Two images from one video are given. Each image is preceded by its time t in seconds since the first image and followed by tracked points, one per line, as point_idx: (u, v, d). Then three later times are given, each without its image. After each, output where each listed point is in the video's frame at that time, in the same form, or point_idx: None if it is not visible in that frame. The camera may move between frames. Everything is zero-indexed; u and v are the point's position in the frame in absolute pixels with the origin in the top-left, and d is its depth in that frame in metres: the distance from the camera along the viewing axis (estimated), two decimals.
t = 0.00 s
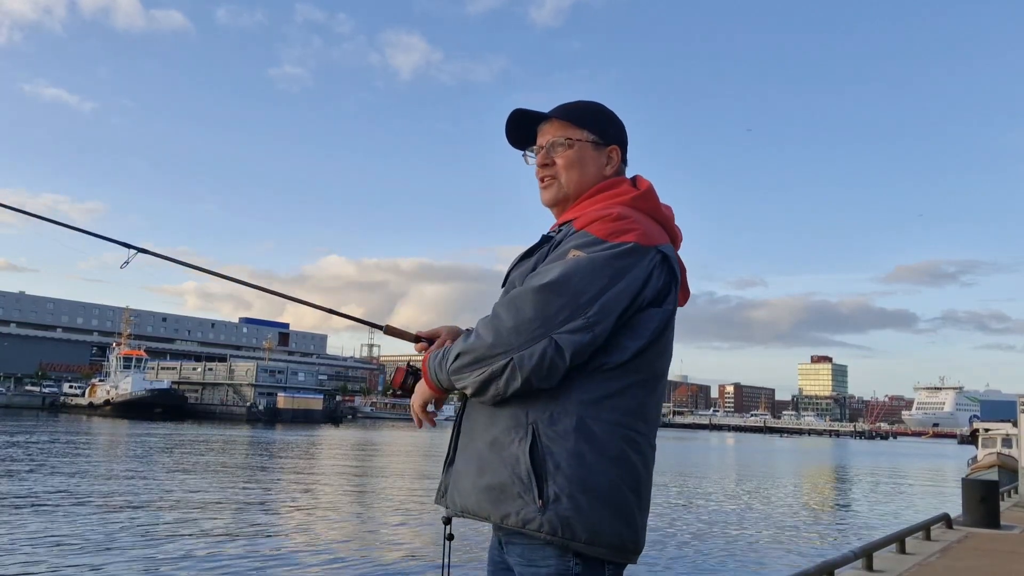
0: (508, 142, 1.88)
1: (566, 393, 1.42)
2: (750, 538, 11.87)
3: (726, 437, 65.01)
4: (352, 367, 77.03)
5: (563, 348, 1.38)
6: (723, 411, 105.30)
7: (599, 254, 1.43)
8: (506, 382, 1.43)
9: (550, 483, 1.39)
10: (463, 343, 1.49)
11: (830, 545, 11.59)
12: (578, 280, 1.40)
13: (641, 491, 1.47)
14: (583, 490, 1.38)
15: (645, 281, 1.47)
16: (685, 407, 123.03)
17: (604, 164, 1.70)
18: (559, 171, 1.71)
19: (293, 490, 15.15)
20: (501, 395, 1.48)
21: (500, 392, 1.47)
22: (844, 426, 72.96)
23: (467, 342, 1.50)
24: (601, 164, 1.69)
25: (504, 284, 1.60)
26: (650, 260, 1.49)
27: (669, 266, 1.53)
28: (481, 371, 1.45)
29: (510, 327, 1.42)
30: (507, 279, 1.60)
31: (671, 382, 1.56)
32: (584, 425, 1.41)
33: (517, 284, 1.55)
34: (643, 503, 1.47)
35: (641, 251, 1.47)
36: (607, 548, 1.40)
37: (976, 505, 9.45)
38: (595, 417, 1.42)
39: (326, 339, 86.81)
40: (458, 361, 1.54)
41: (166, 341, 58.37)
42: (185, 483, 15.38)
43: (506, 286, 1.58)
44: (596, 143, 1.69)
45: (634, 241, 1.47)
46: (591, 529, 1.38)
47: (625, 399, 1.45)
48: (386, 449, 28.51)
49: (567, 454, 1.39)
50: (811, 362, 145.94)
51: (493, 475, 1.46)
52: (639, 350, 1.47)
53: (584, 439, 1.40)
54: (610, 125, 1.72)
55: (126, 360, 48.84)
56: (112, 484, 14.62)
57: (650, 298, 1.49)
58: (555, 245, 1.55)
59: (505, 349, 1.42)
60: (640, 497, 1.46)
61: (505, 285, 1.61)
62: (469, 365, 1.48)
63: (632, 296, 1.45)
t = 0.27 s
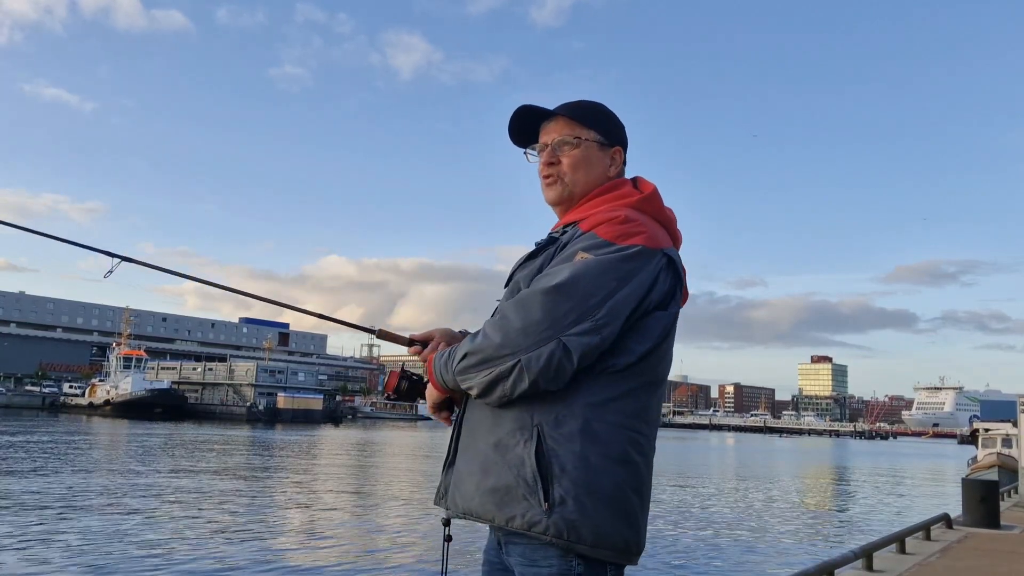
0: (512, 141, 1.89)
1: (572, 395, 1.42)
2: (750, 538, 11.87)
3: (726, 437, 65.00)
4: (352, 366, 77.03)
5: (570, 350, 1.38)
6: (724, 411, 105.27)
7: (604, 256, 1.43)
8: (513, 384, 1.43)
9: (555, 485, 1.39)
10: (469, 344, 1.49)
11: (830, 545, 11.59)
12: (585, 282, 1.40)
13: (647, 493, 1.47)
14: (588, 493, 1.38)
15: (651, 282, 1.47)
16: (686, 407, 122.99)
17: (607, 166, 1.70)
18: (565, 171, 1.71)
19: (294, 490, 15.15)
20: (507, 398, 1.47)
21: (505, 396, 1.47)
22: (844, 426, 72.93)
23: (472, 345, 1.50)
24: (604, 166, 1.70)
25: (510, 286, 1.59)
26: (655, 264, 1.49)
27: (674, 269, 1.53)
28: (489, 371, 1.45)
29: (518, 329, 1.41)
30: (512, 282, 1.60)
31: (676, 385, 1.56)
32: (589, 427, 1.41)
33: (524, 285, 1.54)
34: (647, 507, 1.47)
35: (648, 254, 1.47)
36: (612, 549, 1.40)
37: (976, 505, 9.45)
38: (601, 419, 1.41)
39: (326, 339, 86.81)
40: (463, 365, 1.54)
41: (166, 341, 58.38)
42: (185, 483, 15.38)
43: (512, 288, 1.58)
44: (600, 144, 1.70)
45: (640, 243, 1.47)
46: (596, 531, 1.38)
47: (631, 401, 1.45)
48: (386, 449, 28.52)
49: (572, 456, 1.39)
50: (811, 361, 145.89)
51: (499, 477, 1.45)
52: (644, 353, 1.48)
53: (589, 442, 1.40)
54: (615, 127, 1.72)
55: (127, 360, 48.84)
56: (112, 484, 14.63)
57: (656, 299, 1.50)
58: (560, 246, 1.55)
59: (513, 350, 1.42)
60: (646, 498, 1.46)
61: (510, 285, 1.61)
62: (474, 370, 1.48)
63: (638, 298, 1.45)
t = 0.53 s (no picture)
0: (512, 140, 1.89)
1: (578, 396, 1.42)
2: (750, 538, 11.87)
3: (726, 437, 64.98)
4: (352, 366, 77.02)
5: (577, 351, 1.38)
6: (723, 411, 105.29)
7: (611, 256, 1.43)
8: (520, 384, 1.44)
9: (560, 486, 1.39)
10: (475, 342, 1.49)
11: (830, 545, 11.58)
12: (592, 283, 1.40)
13: (652, 493, 1.47)
14: (593, 494, 1.38)
15: (655, 283, 1.47)
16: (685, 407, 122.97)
17: (605, 165, 1.70)
18: (563, 170, 1.71)
19: (294, 490, 15.13)
20: (512, 398, 1.47)
21: (511, 396, 1.47)
22: (844, 426, 72.94)
23: (477, 345, 1.50)
24: (602, 165, 1.70)
25: (515, 286, 1.59)
26: (661, 264, 1.49)
27: (679, 270, 1.53)
28: (495, 369, 1.45)
29: (525, 330, 1.41)
30: (517, 282, 1.60)
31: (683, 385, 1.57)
32: (595, 427, 1.41)
33: (528, 285, 1.55)
34: (651, 508, 1.47)
35: (653, 255, 1.48)
36: (615, 550, 1.41)
37: (976, 505, 9.45)
38: (607, 419, 1.42)
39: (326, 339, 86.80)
40: (466, 366, 1.54)
41: (166, 341, 58.34)
42: (185, 483, 15.36)
43: (517, 287, 1.57)
44: (599, 143, 1.70)
45: (645, 245, 1.47)
46: (599, 532, 1.38)
47: (636, 401, 1.45)
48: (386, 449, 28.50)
49: (577, 457, 1.39)
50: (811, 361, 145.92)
51: (502, 477, 1.45)
52: (650, 353, 1.48)
53: (594, 442, 1.40)
54: (614, 125, 1.71)
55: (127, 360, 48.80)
56: (112, 484, 14.61)
57: (661, 301, 1.50)
58: (565, 247, 1.55)
59: (519, 350, 1.42)
60: (650, 498, 1.47)
61: (514, 285, 1.61)
62: (480, 370, 1.48)
63: (644, 298, 1.45)
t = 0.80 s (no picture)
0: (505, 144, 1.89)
1: (576, 397, 1.42)
2: (749, 537, 11.87)
3: (726, 437, 64.98)
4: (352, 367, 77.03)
5: (576, 353, 1.38)
6: (723, 411, 105.29)
7: (609, 258, 1.43)
8: (519, 384, 1.44)
9: (558, 485, 1.39)
10: (474, 342, 1.49)
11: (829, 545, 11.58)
12: (590, 283, 1.40)
13: (652, 492, 1.47)
14: (589, 494, 1.38)
15: (654, 284, 1.47)
16: (685, 408, 122.99)
17: (595, 163, 1.69)
18: (552, 172, 1.72)
19: (294, 490, 15.13)
20: (511, 397, 1.48)
21: (510, 396, 1.47)
22: (844, 426, 72.96)
23: (477, 344, 1.50)
24: (591, 164, 1.69)
25: (514, 287, 1.60)
26: (660, 265, 1.49)
27: (677, 270, 1.53)
28: (494, 369, 1.45)
29: (524, 333, 1.41)
30: (516, 282, 1.60)
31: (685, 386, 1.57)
32: (592, 427, 1.41)
33: (527, 286, 1.55)
34: (650, 506, 1.47)
35: (652, 256, 1.47)
36: (614, 550, 1.41)
37: (976, 505, 9.45)
38: (605, 419, 1.42)
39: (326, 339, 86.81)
40: (465, 368, 1.54)
41: (166, 341, 58.33)
42: (185, 483, 15.36)
43: (516, 287, 1.58)
44: (589, 143, 1.69)
45: (645, 244, 1.47)
46: (598, 533, 1.38)
47: (635, 402, 1.45)
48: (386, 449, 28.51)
49: (575, 457, 1.39)
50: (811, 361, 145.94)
51: (500, 476, 1.46)
52: (650, 354, 1.48)
53: (593, 441, 1.40)
54: (605, 122, 1.70)
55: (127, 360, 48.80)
56: (112, 484, 14.61)
57: (659, 302, 1.50)
58: (564, 248, 1.55)
59: (518, 351, 1.42)
60: (650, 497, 1.47)
61: (514, 287, 1.61)
62: (479, 372, 1.48)
63: (643, 298, 1.44)
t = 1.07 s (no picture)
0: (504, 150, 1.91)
1: (562, 395, 1.42)
2: (749, 538, 11.86)
3: (726, 437, 64.96)
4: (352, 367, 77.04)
5: (560, 351, 1.38)
6: (724, 411, 105.25)
7: (595, 254, 1.43)
8: (506, 382, 1.44)
9: (542, 482, 1.39)
10: (462, 342, 1.49)
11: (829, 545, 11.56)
12: (573, 281, 1.40)
13: (641, 490, 1.46)
14: (575, 493, 1.38)
15: (641, 281, 1.46)
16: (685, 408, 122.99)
17: (587, 163, 1.69)
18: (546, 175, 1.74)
19: (294, 490, 15.14)
20: (499, 396, 1.48)
21: (499, 394, 1.47)
22: (845, 426, 72.92)
23: (465, 343, 1.50)
24: (583, 164, 1.69)
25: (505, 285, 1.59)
26: (647, 262, 1.48)
27: (667, 269, 1.51)
28: (482, 371, 1.45)
29: (509, 330, 1.42)
30: (507, 281, 1.60)
31: (676, 384, 1.56)
32: (578, 425, 1.41)
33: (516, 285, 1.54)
34: (639, 504, 1.46)
35: (639, 253, 1.47)
36: (602, 548, 1.40)
37: (976, 505, 9.44)
38: (591, 417, 1.42)
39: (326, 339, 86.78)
40: (457, 366, 1.54)
41: (166, 341, 58.31)
42: (186, 483, 15.37)
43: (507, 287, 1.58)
44: (580, 144, 1.69)
45: (632, 242, 1.47)
46: (583, 530, 1.38)
47: (624, 399, 1.45)
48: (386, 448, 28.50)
49: (561, 455, 1.39)
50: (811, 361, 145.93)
51: (487, 473, 1.46)
52: (639, 351, 1.47)
53: (578, 439, 1.40)
54: (599, 122, 1.70)
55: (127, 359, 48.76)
56: (113, 484, 14.62)
57: (647, 299, 1.48)
58: (553, 246, 1.55)
59: (504, 352, 1.42)
60: (639, 495, 1.46)
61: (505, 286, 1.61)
62: (469, 372, 1.48)
63: (630, 295, 1.44)
